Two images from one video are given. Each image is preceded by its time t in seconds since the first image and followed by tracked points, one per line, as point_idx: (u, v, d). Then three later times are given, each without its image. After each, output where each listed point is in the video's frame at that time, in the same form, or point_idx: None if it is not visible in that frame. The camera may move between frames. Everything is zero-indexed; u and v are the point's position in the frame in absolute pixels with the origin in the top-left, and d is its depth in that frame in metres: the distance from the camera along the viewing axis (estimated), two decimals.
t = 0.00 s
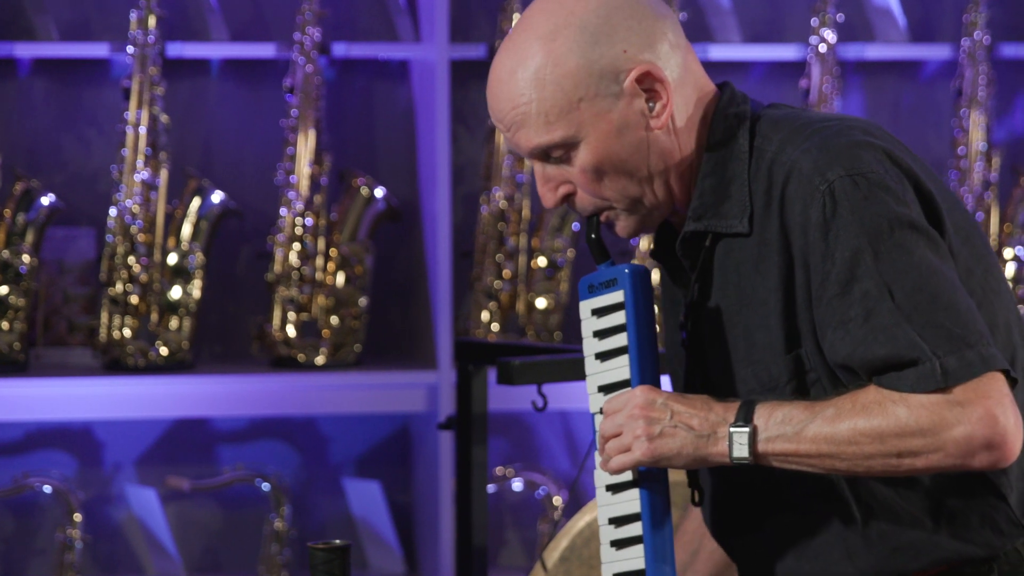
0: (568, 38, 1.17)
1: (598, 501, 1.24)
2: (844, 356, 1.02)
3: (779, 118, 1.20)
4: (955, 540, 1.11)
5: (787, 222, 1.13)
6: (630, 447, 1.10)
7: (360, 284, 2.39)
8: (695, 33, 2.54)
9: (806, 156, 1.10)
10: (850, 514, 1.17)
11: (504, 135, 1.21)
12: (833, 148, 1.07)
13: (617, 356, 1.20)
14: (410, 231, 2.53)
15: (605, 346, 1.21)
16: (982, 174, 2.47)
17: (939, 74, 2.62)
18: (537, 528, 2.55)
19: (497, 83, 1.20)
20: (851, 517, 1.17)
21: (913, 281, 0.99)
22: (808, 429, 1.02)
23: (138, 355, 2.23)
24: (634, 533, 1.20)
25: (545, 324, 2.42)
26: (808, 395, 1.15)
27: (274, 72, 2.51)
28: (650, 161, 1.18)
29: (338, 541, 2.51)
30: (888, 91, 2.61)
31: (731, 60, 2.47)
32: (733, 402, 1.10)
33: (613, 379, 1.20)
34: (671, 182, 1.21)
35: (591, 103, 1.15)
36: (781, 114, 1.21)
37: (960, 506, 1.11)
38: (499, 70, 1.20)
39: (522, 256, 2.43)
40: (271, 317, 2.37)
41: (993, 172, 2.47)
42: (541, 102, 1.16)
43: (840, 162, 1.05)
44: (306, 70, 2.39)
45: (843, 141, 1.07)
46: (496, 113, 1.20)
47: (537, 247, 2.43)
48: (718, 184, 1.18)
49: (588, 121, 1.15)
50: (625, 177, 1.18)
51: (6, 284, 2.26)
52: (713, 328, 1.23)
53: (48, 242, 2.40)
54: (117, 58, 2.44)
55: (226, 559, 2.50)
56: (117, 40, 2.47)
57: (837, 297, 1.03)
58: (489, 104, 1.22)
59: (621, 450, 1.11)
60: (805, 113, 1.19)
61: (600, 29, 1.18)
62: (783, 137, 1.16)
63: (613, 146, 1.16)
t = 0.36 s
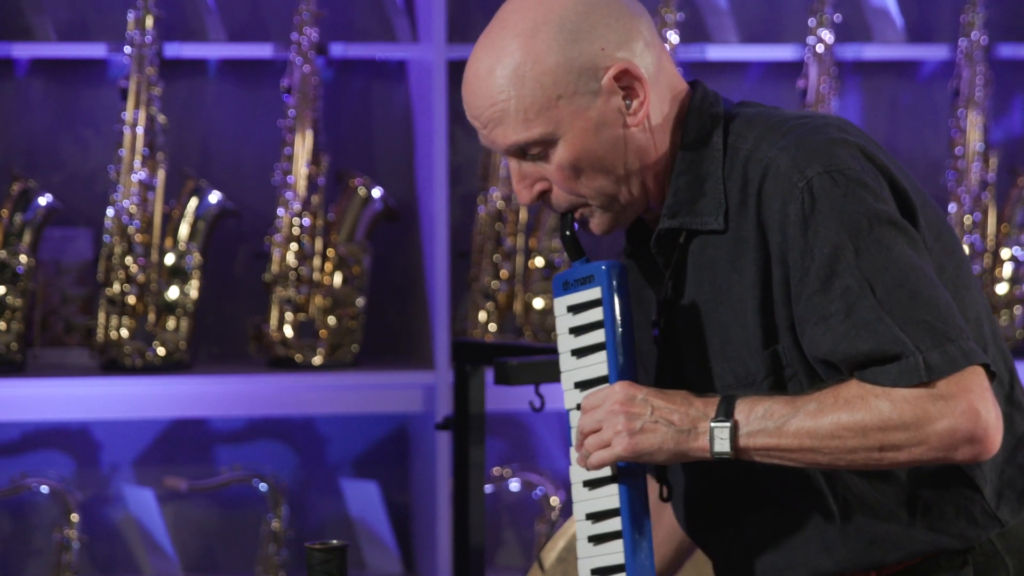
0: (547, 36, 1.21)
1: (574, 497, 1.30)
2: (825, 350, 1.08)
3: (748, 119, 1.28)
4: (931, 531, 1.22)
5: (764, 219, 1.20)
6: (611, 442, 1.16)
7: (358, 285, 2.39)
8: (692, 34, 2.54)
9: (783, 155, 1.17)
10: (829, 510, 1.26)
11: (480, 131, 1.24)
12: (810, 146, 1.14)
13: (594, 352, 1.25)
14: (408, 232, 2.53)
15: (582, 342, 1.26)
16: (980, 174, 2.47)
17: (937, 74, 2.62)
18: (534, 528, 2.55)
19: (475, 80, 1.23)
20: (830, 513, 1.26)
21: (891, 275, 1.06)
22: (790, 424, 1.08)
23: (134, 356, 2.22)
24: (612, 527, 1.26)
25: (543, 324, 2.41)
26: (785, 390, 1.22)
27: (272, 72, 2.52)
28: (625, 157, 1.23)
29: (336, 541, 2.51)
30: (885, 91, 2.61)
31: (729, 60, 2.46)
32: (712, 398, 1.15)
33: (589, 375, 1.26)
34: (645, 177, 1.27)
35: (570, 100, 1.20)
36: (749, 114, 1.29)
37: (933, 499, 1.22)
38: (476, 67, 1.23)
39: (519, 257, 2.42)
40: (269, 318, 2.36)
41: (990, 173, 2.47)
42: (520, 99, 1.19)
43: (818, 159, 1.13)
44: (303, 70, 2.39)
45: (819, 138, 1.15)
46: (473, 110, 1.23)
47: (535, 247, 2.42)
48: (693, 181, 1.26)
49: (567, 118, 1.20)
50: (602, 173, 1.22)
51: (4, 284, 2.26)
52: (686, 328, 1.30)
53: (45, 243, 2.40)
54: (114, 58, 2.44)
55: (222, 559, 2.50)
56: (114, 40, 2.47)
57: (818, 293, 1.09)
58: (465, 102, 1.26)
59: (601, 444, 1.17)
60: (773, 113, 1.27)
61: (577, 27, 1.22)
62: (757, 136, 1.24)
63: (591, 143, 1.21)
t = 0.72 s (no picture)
0: (525, 36, 1.20)
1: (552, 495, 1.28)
2: (808, 349, 1.09)
3: (717, 121, 1.29)
4: (909, 526, 1.22)
5: (742, 218, 1.21)
6: (593, 440, 1.15)
7: (354, 285, 2.39)
8: (689, 34, 2.55)
9: (761, 155, 1.18)
10: (808, 507, 1.26)
11: (456, 131, 1.23)
12: (788, 146, 1.16)
13: (572, 351, 1.24)
14: (404, 232, 2.53)
15: (559, 341, 1.25)
16: (976, 174, 2.47)
17: (933, 74, 2.62)
18: (530, 528, 2.55)
19: (452, 79, 1.22)
20: (809, 511, 1.26)
21: (873, 272, 1.07)
22: (774, 421, 1.09)
23: (131, 356, 2.24)
24: (594, 525, 1.25)
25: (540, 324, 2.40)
26: (763, 388, 1.23)
27: (268, 72, 2.51)
28: (602, 157, 1.23)
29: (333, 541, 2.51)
30: (881, 91, 2.62)
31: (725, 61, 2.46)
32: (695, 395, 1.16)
33: (566, 374, 1.25)
34: (621, 177, 1.27)
35: (548, 101, 1.19)
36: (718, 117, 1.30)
37: (910, 494, 1.23)
38: (453, 67, 1.22)
39: (515, 257, 2.42)
40: (265, 318, 2.37)
41: (987, 173, 2.46)
42: (499, 99, 1.19)
43: (797, 158, 1.14)
44: (300, 71, 2.39)
45: (796, 138, 1.16)
46: (450, 109, 1.22)
47: (531, 247, 2.43)
48: (667, 182, 1.26)
49: (545, 118, 1.19)
50: (579, 172, 1.22)
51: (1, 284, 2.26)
52: (659, 326, 1.31)
53: (42, 243, 2.40)
54: (111, 59, 2.44)
55: (219, 560, 2.50)
56: (110, 40, 2.47)
57: (801, 291, 1.10)
58: (441, 102, 1.24)
59: (583, 442, 1.16)
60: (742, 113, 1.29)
61: (555, 27, 1.22)
62: (731, 137, 1.25)
63: (569, 143, 1.20)
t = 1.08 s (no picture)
0: (515, 36, 1.20)
1: (539, 495, 1.26)
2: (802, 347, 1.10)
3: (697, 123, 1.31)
4: (894, 523, 1.23)
5: (729, 217, 1.22)
6: (585, 438, 1.14)
7: (353, 286, 2.39)
8: (687, 35, 2.55)
9: (747, 155, 1.19)
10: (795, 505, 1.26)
11: (442, 130, 1.21)
12: (775, 146, 1.17)
13: (560, 350, 1.22)
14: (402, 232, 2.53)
15: (545, 341, 1.23)
16: (974, 174, 2.47)
17: (931, 75, 2.62)
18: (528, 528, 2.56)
19: (439, 78, 1.20)
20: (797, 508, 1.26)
21: (864, 269, 1.08)
22: (768, 419, 1.10)
23: (129, 356, 2.24)
24: (584, 524, 1.23)
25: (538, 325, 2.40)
26: (751, 386, 1.23)
27: (266, 72, 2.51)
28: (588, 157, 1.23)
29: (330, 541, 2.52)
30: (879, 92, 2.61)
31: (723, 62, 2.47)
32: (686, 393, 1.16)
33: (553, 374, 1.23)
34: (607, 178, 1.27)
35: (537, 100, 1.19)
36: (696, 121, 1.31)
37: (895, 490, 1.23)
38: (440, 65, 1.20)
39: (513, 257, 2.42)
40: (263, 318, 2.37)
41: (985, 173, 2.47)
42: (489, 98, 1.17)
43: (785, 158, 1.15)
44: (298, 71, 2.39)
45: (782, 138, 1.18)
46: (436, 108, 1.20)
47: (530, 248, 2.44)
48: (650, 183, 1.27)
49: (534, 118, 1.19)
50: (566, 172, 1.22)
51: None
52: (643, 326, 1.31)
53: (39, 243, 2.40)
54: (109, 59, 2.44)
55: (217, 560, 2.50)
56: (109, 41, 2.47)
57: (792, 290, 1.11)
58: (426, 102, 1.22)
59: (574, 441, 1.15)
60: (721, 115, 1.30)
61: (543, 28, 1.22)
62: (714, 138, 1.26)
63: (557, 142, 1.20)
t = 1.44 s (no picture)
0: (497, 38, 1.20)
1: (523, 497, 1.26)
2: (790, 345, 1.11)
3: (672, 125, 1.33)
4: (873, 519, 1.25)
5: (710, 216, 1.24)
6: (575, 439, 1.13)
7: (348, 285, 2.39)
8: (683, 35, 2.55)
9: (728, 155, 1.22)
10: (778, 505, 1.28)
11: (424, 133, 1.20)
12: (754, 147, 1.20)
13: (545, 352, 1.22)
14: (397, 233, 2.53)
15: (529, 343, 1.23)
16: (969, 174, 2.47)
17: (926, 75, 2.62)
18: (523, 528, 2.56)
19: (421, 81, 1.19)
20: (779, 508, 1.28)
21: (848, 267, 1.10)
22: (758, 416, 1.10)
23: (125, 356, 2.24)
24: (571, 525, 1.23)
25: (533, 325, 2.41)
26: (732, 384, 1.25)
27: (261, 72, 2.51)
28: (568, 159, 1.23)
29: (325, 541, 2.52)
30: (875, 92, 2.62)
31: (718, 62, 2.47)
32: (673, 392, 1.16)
33: (538, 375, 1.22)
34: (585, 179, 1.27)
35: (520, 102, 1.19)
36: (670, 124, 1.34)
37: (873, 486, 1.26)
38: (422, 67, 1.19)
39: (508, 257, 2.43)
40: (258, 318, 2.36)
41: (980, 173, 2.47)
42: (473, 100, 1.17)
43: (767, 158, 1.18)
44: (293, 71, 2.39)
45: (761, 139, 1.21)
46: (418, 111, 1.19)
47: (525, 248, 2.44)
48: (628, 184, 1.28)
49: (518, 120, 1.19)
50: (548, 174, 1.22)
51: None
52: (622, 329, 1.31)
53: (35, 243, 2.39)
54: (104, 59, 2.44)
55: (213, 559, 2.50)
56: (104, 41, 2.47)
57: (778, 288, 1.12)
58: (407, 105, 1.21)
59: (564, 441, 1.14)
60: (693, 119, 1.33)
61: (524, 30, 1.22)
62: (691, 139, 1.29)
63: (540, 144, 1.20)
